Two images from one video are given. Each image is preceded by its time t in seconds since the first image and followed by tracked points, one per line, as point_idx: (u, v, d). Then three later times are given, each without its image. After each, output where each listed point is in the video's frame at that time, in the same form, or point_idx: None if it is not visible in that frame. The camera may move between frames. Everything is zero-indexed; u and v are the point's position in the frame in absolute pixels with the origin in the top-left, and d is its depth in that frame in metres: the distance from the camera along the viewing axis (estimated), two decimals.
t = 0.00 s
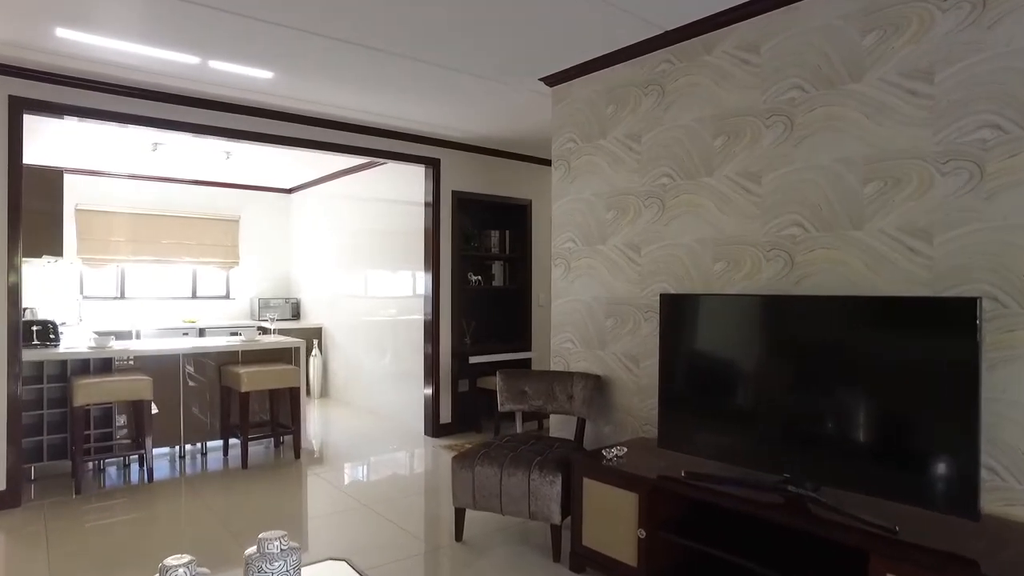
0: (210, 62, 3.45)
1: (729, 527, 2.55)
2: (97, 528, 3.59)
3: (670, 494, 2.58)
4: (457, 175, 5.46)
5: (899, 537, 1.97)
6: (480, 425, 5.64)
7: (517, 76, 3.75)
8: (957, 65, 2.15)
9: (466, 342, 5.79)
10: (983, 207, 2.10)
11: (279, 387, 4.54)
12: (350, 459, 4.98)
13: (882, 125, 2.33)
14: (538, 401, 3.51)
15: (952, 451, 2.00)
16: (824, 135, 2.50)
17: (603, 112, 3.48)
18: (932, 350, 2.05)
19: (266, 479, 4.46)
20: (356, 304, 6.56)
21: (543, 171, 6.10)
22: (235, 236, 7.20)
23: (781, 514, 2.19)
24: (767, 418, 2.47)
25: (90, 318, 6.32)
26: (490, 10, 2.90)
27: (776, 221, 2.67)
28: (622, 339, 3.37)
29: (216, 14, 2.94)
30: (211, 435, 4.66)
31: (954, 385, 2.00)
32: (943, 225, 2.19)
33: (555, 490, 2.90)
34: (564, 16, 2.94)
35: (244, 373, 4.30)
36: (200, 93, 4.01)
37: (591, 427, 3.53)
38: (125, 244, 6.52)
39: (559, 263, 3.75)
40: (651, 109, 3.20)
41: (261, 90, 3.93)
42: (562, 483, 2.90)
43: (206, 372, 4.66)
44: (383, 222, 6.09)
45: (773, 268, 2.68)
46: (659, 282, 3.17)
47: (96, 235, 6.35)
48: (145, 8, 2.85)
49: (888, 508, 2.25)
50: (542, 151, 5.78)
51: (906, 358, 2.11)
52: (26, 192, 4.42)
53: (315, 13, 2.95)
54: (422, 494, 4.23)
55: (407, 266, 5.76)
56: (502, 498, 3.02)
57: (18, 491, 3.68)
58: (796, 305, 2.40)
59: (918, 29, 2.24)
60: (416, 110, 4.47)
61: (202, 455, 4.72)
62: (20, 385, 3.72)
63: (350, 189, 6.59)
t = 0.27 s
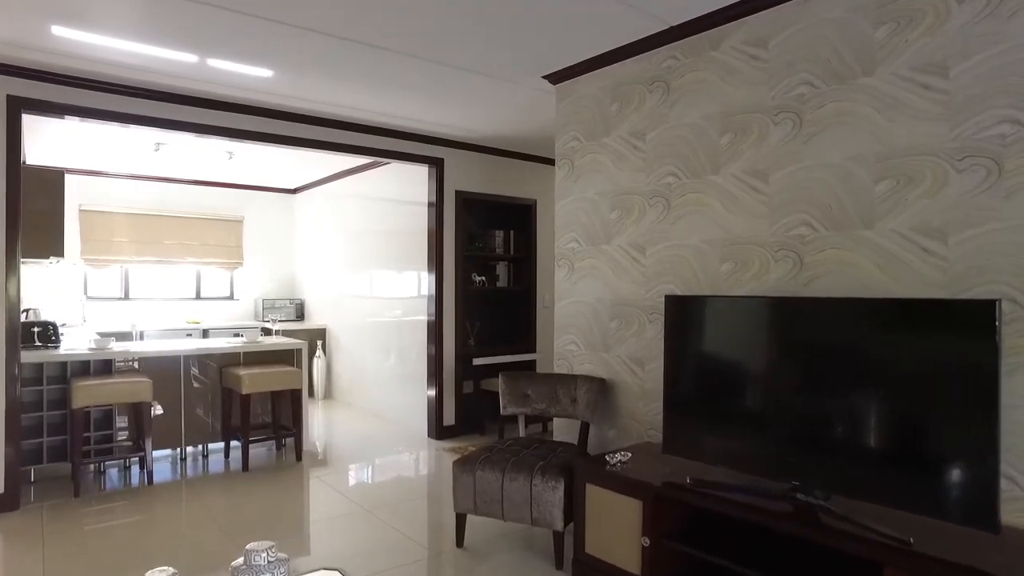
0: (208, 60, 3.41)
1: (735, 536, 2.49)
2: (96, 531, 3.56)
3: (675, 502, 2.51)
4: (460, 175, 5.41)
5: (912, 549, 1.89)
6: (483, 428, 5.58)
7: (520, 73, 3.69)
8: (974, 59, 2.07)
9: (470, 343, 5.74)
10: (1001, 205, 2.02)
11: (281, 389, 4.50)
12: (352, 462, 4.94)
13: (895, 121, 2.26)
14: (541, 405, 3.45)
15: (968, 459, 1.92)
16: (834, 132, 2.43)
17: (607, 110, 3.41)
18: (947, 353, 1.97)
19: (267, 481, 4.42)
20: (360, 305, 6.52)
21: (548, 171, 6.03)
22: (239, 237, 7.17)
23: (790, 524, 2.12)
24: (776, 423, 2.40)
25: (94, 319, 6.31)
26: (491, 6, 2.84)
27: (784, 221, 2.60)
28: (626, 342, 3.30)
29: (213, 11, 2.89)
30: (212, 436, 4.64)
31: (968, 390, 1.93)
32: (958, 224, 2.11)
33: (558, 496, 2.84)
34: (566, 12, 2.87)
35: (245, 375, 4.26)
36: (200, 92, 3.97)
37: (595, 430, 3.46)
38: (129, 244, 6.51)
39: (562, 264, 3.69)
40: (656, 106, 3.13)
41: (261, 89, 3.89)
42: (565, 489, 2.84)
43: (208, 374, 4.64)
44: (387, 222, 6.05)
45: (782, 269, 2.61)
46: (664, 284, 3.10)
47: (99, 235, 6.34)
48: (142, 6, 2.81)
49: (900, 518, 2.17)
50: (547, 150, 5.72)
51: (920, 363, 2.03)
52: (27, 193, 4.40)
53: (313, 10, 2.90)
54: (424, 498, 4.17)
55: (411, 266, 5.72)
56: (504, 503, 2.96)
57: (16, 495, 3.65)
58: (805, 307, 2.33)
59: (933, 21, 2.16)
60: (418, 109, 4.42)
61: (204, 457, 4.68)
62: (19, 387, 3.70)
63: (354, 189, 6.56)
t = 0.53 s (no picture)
0: (208, 58, 3.38)
1: (743, 543, 2.42)
2: (96, 532, 3.54)
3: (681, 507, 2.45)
4: (465, 174, 5.36)
5: (926, 558, 1.82)
6: (488, 429, 5.53)
7: (523, 70, 3.64)
8: (991, 49, 2.00)
9: (475, 344, 5.69)
10: (1019, 201, 1.94)
11: (283, 389, 4.47)
12: (355, 463, 4.90)
13: (908, 114, 2.19)
14: (545, 407, 3.39)
15: (984, 465, 1.85)
16: (845, 126, 2.36)
17: (612, 106, 3.35)
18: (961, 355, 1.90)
19: (270, 483, 4.39)
20: (366, 305, 6.49)
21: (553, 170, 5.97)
22: (244, 237, 7.16)
23: (798, 531, 2.06)
24: (785, 427, 2.33)
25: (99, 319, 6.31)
26: None
27: (793, 219, 2.53)
28: (631, 342, 3.24)
29: (212, 8, 2.85)
30: (215, 437, 4.61)
31: (985, 393, 1.85)
32: (974, 221, 2.04)
33: (560, 500, 2.78)
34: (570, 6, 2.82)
35: (247, 376, 4.23)
36: (201, 90, 3.95)
37: (600, 433, 3.40)
38: (134, 244, 6.51)
39: (566, 263, 3.63)
40: (662, 102, 3.07)
41: (263, 87, 3.86)
42: (567, 493, 2.78)
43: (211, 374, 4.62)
44: (392, 222, 6.01)
45: (790, 268, 2.54)
46: (670, 283, 3.03)
47: (105, 235, 6.35)
48: (140, 3, 2.78)
49: (914, 527, 2.10)
50: (552, 148, 5.66)
51: (935, 365, 1.96)
52: (30, 192, 4.39)
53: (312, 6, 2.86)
54: (427, 500, 4.13)
55: (415, 266, 5.68)
56: (506, 507, 2.91)
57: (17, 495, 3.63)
58: (815, 308, 2.26)
59: (948, 11, 2.09)
60: (421, 106, 4.37)
61: (207, 458, 4.66)
62: (21, 387, 3.68)
63: (359, 188, 6.53)
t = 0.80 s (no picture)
0: (209, 55, 3.34)
1: (753, 550, 2.35)
2: (98, 533, 3.51)
3: (689, 513, 2.39)
4: (470, 173, 5.31)
5: (944, 568, 1.75)
6: (494, 430, 5.47)
7: (527, 66, 3.59)
8: (1011, 39, 1.92)
9: (481, 344, 5.64)
10: None
11: (286, 390, 4.43)
12: (360, 464, 4.86)
13: (923, 108, 2.11)
14: (550, 408, 3.33)
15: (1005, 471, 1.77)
16: (857, 121, 2.29)
17: (617, 103, 3.29)
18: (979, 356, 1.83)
19: (273, 484, 4.36)
20: (371, 305, 6.46)
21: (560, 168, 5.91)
22: (250, 236, 7.14)
23: (810, 539, 1.99)
24: (796, 430, 2.26)
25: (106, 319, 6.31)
26: None
27: (803, 216, 2.46)
28: (638, 343, 3.18)
29: (211, 4, 2.82)
30: (219, 437, 4.59)
31: (1006, 396, 1.78)
32: (993, 218, 1.97)
33: (565, 504, 2.73)
34: None
35: (250, 376, 4.20)
36: (202, 88, 3.93)
37: (606, 435, 3.34)
38: (141, 244, 6.51)
39: (572, 262, 3.57)
40: (669, 97, 3.01)
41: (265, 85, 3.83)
42: (572, 496, 2.73)
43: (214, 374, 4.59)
44: (398, 221, 5.97)
45: (801, 267, 2.47)
46: (677, 283, 2.97)
47: (111, 235, 6.35)
48: None
49: (931, 535, 2.03)
50: (558, 146, 5.60)
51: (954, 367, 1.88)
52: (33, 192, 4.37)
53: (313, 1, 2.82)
54: (431, 501, 4.08)
55: (421, 266, 5.63)
56: (510, 511, 2.85)
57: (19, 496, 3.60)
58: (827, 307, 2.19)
59: None
60: (425, 104, 4.33)
61: (210, 459, 4.63)
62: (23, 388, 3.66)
63: (364, 188, 6.50)
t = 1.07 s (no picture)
0: (210, 52, 3.30)
1: (763, 558, 2.28)
2: (100, 535, 3.48)
3: (697, 519, 2.32)
4: (475, 171, 5.26)
5: None
6: (499, 432, 5.41)
7: (532, 62, 3.53)
8: None
9: (486, 345, 5.58)
10: None
11: (290, 392, 4.38)
12: (364, 466, 4.82)
13: (941, 100, 2.04)
14: (555, 410, 3.27)
15: None
16: (872, 115, 2.22)
17: (624, 99, 3.23)
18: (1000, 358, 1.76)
19: (276, 486, 4.31)
20: (376, 306, 6.42)
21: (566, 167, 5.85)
22: (255, 236, 7.12)
23: (823, 548, 1.92)
24: (807, 434, 2.19)
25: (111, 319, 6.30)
26: None
27: (815, 213, 2.39)
28: (645, 344, 3.11)
29: None
30: (223, 438, 4.55)
31: None
32: (1015, 214, 1.89)
33: (570, 509, 2.67)
34: None
35: (251, 377, 4.16)
36: (204, 86, 3.90)
37: (612, 438, 3.28)
38: (146, 244, 6.50)
39: (577, 262, 3.51)
40: (676, 93, 2.94)
41: (267, 83, 3.80)
42: (577, 501, 2.67)
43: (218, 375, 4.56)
44: (403, 221, 5.93)
45: (812, 266, 2.40)
46: (685, 283, 2.90)
47: (117, 235, 6.34)
48: None
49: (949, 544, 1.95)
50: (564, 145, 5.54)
51: (972, 368, 1.81)
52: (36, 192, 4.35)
53: None
54: (435, 504, 4.03)
55: (425, 266, 5.59)
56: (514, 515, 2.80)
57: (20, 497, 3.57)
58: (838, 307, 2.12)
59: None
60: (429, 101, 4.27)
61: (213, 460, 4.60)
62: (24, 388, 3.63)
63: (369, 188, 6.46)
